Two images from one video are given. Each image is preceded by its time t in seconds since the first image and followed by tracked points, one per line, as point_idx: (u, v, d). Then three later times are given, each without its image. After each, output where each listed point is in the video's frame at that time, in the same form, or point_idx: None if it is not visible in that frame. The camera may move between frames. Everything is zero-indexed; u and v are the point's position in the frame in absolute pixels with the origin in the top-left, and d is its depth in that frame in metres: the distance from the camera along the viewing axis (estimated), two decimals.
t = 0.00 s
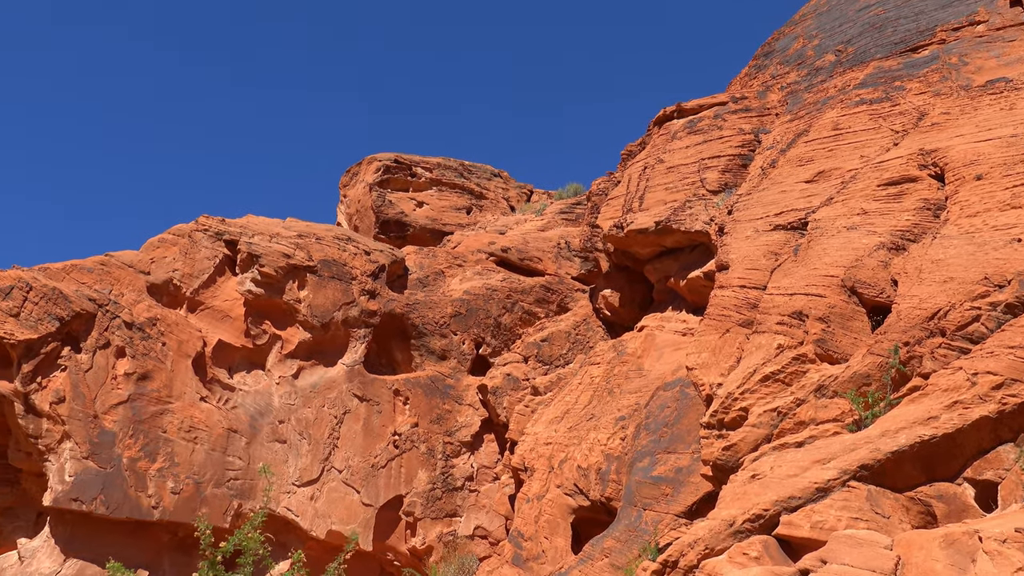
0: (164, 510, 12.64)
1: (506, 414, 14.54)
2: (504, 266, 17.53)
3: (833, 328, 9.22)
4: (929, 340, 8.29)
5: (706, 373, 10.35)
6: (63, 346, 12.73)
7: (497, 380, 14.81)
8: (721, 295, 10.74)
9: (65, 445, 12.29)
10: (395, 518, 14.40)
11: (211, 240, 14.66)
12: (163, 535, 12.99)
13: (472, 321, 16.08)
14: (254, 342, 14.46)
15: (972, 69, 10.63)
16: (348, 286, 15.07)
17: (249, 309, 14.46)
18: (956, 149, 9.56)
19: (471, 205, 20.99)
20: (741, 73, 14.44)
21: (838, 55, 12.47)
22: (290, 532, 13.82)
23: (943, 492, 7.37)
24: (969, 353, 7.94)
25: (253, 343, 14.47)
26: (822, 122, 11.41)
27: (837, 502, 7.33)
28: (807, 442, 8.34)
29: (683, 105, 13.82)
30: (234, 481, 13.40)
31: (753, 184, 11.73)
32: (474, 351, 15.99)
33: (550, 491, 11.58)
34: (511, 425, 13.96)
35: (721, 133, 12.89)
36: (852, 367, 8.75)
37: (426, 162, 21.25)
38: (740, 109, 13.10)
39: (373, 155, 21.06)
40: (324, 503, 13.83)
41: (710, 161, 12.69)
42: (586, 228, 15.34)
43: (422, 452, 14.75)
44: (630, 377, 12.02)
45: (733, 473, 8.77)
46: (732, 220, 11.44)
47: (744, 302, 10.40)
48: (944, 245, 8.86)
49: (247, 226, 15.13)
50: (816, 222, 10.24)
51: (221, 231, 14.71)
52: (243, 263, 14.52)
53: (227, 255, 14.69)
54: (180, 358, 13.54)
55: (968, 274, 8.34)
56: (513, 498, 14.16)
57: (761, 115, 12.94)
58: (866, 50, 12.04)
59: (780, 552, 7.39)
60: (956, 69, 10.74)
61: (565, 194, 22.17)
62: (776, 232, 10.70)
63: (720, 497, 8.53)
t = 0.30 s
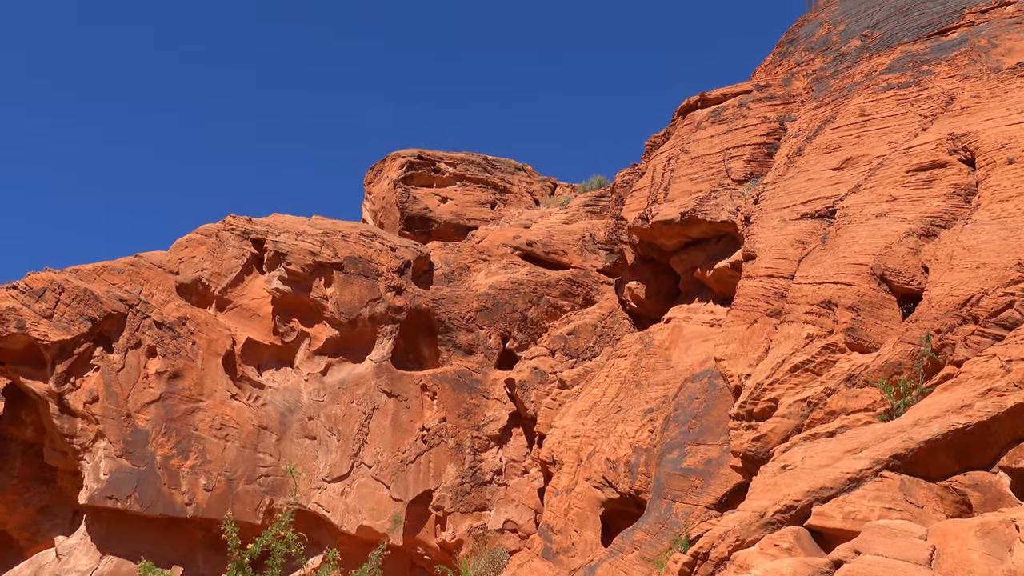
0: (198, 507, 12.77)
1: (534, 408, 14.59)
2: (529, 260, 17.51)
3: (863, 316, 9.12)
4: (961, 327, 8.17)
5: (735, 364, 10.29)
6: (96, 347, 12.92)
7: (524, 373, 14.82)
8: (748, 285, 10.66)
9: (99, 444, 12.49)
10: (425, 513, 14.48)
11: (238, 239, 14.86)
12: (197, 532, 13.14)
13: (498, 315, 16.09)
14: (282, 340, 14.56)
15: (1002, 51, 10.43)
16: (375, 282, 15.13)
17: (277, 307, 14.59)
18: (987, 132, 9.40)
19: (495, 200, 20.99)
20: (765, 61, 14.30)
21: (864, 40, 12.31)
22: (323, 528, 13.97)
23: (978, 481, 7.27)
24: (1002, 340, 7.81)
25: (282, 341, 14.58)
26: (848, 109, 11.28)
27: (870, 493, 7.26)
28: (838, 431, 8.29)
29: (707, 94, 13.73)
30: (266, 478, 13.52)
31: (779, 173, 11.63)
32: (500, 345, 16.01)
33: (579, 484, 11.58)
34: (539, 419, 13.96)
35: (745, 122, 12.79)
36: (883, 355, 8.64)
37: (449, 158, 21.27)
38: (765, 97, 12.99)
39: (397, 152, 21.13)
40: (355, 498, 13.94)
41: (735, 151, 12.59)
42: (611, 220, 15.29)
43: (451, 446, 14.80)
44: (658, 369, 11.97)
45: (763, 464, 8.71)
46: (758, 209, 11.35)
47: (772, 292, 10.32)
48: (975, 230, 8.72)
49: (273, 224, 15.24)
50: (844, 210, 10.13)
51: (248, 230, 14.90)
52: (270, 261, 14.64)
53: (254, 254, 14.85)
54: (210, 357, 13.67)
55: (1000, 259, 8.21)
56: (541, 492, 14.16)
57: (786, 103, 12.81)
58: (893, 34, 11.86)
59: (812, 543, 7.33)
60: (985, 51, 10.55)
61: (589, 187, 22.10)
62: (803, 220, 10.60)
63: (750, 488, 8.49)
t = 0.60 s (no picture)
0: (231, 503, 12.93)
1: (561, 402, 14.62)
2: (554, 253, 17.47)
3: (894, 305, 9.01)
4: (995, 314, 8.05)
5: (763, 354, 10.21)
6: (128, 346, 13.08)
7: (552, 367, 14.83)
8: (776, 275, 10.57)
9: (133, 442, 12.65)
10: (455, 507, 14.57)
11: (265, 238, 14.94)
12: (230, 528, 13.27)
13: (525, 309, 16.09)
14: (310, 337, 14.66)
15: None
16: (401, 278, 15.18)
17: (305, 305, 14.69)
18: (1018, 115, 9.24)
19: (519, 193, 20.98)
20: (790, 48, 14.14)
21: (891, 24, 12.13)
22: (354, 522, 14.07)
23: (1014, 469, 7.15)
24: None
25: (310, 338, 14.67)
26: (876, 95, 11.13)
27: (903, 482, 7.18)
28: (870, 421, 8.20)
29: (731, 83, 13.62)
30: (297, 474, 13.64)
31: (806, 161, 11.51)
32: (527, 339, 16.01)
33: (608, 476, 11.56)
34: (567, 412, 13.95)
35: (771, 110, 12.67)
36: (915, 343, 8.52)
37: (473, 153, 21.29)
38: (790, 85, 12.86)
39: (421, 148, 21.18)
40: (385, 493, 14.07)
41: (761, 139, 12.49)
42: (637, 212, 15.22)
43: (479, 441, 14.84)
44: (686, 360, 11.92)
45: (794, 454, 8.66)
46: (785, 197, 11.24)
47: (801, 281, 10.23)
48: (1007, 215, 8.60)
49: (299, 222, 15.33)
50: (873, 197, 10.01)
51: (275, 229, 15.00)
52: (297, 259, 14.72)
53: (281, 252, 14.95)
54: (240, 355, 13.80)
55: None
56: (572, 485, 14.09)
57: (812, 90, 12.67)
58: (920, 17, 11.68)
59: (845, 533, 7.25)
60: (1016, 33, 10.35)
61: (613, 179, 22.02)
62: (832, 208, 10.49)
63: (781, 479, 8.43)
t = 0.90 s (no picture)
0: (263, 499, 13.06)
1: (589, 394, 14.58)
2: (580, 246, 17.43)
3: (925, 292, 8.90)
4: None
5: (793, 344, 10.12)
6: (159, 346, 13.22)
7: (579, 359, 14.81)
8: (804, 264, 10.48)
9: (166, 440, 12.78)
10: (485, 500, 14.61)
11: (291, 236, 15.03)
12: (263, 523, 13.44)
13: (551, 302, 16.07)
14: (338, 333, 14.79)
15: None
16: (427, 273, 15.22)
17: (332, 302, 14.78)
18: None
19: (544, 187, 20.94)
20: (816, 34, 13.97)
21: (918, 7, 11.95)
22: (385, 517, 14.15)
23: None
24: None
25: (338, 334, 14.80)
26: (904, 79, 10.98)
27: (937, 471, 7.09)
28: (903, 409, 8.11)
29: (756, 71, 13.50)
30: (327, 469, 13.77)
31: (833, 148, 11.38)
32: (554, 332, 15.99)
33: (637, 469, 11.53)
34: (595, 404, 13.92)
35: (797, 97, 12.55)
36: (948, 330, 8.40)
37: (497, 147, 21.28)
38: (816, 71, 12.71)
39: (444, 143, 21.22)
40: (415, 488, 14.13)
41: (787, 127, 12.38)
42: (662, 202, 15.14)
43: (508, 434, 14.85)
44: (714, 351, 11.85)
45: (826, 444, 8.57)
46: (812, 185, 11.13)
47: (830, 269, 10.13)
48: None
49: (325, 220, 15.41)
50: (902, 183, 9.88)
51: (301, 227, 15.09)
52: (323, 257, 14.80)
53: (308, 249, 15.05)
54: (269, 352, 13.93)
55: None
56: (601, 477, 14.05)
57: (838, 76, 12.52)
58: None
59: (879, 524, 7.18)
60: None
61: (638, 170, 21.92)
62: (860, 195, 10.37)
63: (813, 469, 8.36)
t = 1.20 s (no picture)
0: (294, 494, 13.15)
1: (616, 386, 14.44)
2: (605, 238, 17.37)
3: (957, 278, 8.77)
4: None
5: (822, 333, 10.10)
6: (190, 344, 13.39)
7: (606, 352, 14.76)
8: (833, 252, 10.38)
9: (199, 437, 12.93)
10: (515, 493, 14.59)
11: (318, 233, 15.16)
12: (295, 518, 13.57)
13: (577, 295, 16.04)
14: (366, 329, 14.88)
15: None
16: (453, 268, 15.24)
17: (359, 298, 14.87)
18: None
19: (568, 179, 20.88)
20: (841, 19, 13.80)
21: None
22: (416, 511, 14.31)
23: None
24: None
25: (366, 330, 14.90)
26: (932, 62, 10.82)
27: (972, 460, 6.98)
28: (936, 398, 7.97)
29: (781, 58, 13.39)
30: (357, 464, 13.85)
31: (861, 134, 11.26)
32: (581, 325, 15.97)
33: (667, 460, 11.49)
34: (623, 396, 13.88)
35: (823, 84, 12.42)
36: (981, 317, 8.31)
37: (520, 140, 21.26)
38: (843, 57, 12.56)
39: (468, 138, 21.24)
40: (445, 481, 14.20)
41: (813, 114, 12.26)
42: (688, 193, 15.05)
43: (536, 427, 14.84)
44: (742, 341, 11.77)
45: (857, 433, 8.52)
46: (840, 172, 11.02)
47: (859, 257, 10.02)
48: None
49: (351, 216, 15.49)
50: (932, 167, 9.74)
51: (327, 224, 15.19)
52: (349, 253, 14.87)
53: (335, 246, 15.15)
54: (298, 349, 14.05)
55: None
56: (630, 469, 13.99)
57: (865, 61, 12.36)
58: None
59: (913, 513, 7.12)
60: None
61: (663, 161, 21.79)
62: (889, 181, 10.25)
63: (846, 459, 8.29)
